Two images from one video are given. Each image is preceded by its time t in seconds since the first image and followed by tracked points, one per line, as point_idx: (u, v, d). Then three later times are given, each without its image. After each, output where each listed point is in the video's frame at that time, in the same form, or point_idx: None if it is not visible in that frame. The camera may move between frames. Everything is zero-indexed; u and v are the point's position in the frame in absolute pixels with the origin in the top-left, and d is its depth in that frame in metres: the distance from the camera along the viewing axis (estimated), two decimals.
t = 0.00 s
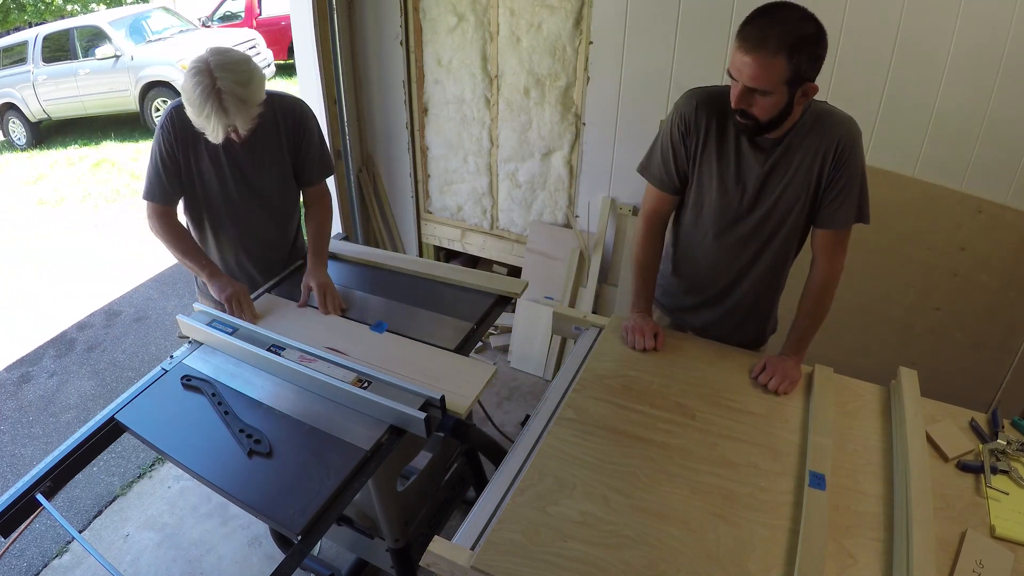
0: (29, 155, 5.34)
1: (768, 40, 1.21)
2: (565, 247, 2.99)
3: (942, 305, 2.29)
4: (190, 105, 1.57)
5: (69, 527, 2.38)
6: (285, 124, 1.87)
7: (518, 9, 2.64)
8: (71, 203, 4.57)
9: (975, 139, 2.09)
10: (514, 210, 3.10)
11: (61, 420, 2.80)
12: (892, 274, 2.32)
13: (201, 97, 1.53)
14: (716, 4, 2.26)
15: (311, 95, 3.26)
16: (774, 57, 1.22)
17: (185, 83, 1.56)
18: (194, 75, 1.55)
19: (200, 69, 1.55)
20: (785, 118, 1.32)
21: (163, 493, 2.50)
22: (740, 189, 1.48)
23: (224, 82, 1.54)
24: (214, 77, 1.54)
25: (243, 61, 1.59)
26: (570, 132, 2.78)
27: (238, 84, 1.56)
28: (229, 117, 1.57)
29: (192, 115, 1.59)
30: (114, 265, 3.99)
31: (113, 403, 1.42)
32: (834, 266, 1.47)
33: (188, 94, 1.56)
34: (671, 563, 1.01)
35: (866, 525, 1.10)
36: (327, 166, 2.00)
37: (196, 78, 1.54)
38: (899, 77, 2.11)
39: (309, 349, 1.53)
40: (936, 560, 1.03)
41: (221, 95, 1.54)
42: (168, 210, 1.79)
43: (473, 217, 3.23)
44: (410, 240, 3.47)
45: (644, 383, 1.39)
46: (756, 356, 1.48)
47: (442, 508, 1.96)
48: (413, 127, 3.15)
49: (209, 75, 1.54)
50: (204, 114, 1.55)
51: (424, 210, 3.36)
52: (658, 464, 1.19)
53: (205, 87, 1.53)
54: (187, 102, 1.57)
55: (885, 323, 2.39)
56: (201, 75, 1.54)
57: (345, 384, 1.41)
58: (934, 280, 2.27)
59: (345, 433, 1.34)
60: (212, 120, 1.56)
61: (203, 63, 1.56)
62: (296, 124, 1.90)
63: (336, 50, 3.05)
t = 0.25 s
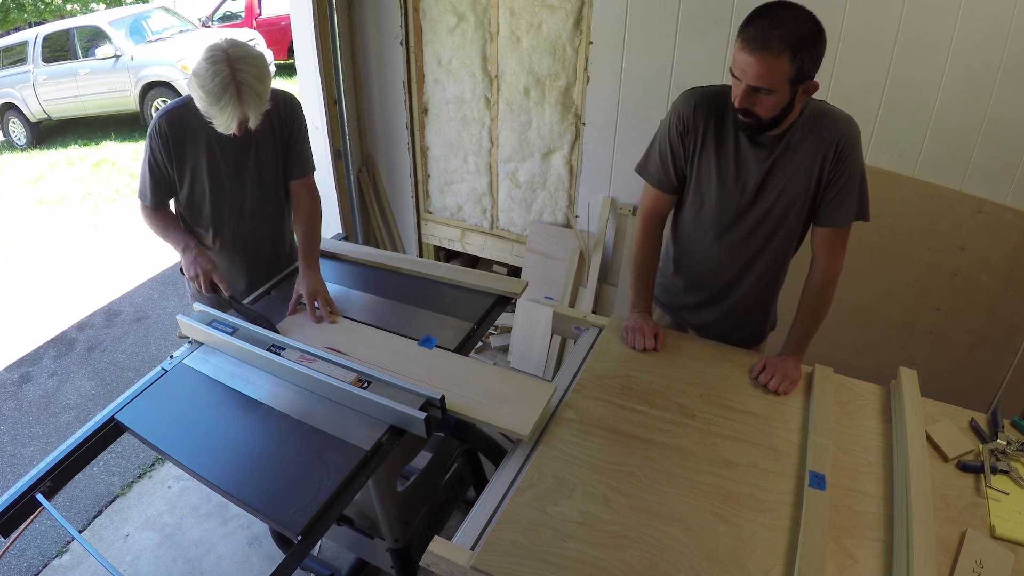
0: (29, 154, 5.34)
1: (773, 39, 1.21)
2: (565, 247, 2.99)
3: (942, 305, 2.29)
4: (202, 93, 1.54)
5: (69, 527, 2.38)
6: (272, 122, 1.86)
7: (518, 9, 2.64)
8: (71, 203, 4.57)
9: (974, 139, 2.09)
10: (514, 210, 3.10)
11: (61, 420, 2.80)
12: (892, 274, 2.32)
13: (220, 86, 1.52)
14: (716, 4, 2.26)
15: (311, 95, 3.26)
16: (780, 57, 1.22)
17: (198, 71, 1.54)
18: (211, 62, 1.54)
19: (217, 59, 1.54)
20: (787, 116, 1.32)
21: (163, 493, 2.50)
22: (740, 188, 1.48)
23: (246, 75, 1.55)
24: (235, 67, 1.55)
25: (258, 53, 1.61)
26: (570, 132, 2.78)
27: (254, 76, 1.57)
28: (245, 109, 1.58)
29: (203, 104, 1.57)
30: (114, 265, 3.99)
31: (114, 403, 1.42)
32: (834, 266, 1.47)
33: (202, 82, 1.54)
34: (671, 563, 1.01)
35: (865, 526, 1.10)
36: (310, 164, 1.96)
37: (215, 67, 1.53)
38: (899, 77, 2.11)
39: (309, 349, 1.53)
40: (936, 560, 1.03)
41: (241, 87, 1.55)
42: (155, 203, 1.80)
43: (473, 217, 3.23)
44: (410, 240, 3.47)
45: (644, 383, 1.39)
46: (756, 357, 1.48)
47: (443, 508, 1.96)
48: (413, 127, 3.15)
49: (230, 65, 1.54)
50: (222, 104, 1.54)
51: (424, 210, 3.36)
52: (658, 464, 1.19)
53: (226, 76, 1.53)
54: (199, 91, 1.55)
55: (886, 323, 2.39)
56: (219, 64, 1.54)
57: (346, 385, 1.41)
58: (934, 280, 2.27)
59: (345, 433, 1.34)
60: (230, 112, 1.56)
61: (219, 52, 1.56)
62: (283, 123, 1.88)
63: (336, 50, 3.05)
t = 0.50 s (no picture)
0: (29, 154, 5.34)
1: (773, 38, 1.21)
2: (565, 247, 2.99)
3: (942, 305, 2.29)
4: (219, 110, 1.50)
5: (69, 527, 2.38)
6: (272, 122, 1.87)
7: (518, 9, 2.64)
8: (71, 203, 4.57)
9: (974, 140, 2.09)
10: (514, 210, 3.10)
11: (61, 420, 2.80)
12: (892, 274, 2.32)
13: (239, 103, 1.48)
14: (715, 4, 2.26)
15: (311, 95, 3.26)
16: (779, 56, 1.22)
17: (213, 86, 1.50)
18: (228, 80, 1.50)
19: (232, 75, 1.50)
20: (786, 115, 1.32)
21: (163, 493, 2.50)
22: (739, 187, 1.48)
23: (266, 91, 1.52)
24: (253, 84, 1.52)
25: (274, 68, 1.57)
26: (570, 132, 2.78)
27: (272, 91, 1.54)
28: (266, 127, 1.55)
29: (219, 122, 1.52)
30: (114, 265, 3.99)
31: (114, 403, 1.42)
32: (834, 266, 1.47)
33: (218, 98, 1.49)
34: (671, 563, 1.01)
35: (865, 526, 1.10)
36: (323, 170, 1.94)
37: (233, 83, 1.50)
38: (899, 77, 2.11)
39: (309, 349, 1.53)
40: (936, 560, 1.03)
41: (262, 104, 1.52)
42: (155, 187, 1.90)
43: (473, 217, 3.23)
44: (410, 239, 3.47)
45: (644, 383, 1.39)
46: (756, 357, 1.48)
47: (443, 508, 1.96)
48: (413, 127, 3.15)
49: (250, 81, 1.51)
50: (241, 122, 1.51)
51: (424, 210, 3.36)
52: (658, 464, 1.19)
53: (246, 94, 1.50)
54: (215, 107, 1.50)
55: (886, 323, 2.39)
56: (236, 80, 1.50)
57: (346, 385, 1.41)
58: (934, 280, 2.27)
59: (345, 433, 1.34)
60: (251, 132, 1.52)
61: (233, 68, 1.52)
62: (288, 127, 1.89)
63: (336, 50, 3.05)
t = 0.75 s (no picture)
0: (29, 154, 5.34)
1: None
2: (565, 247, 2.99)
3: (942, 305, 2.29)
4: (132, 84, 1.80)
5: (69, 527, 2.38)
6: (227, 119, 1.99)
7: (518, 9, 2.64)
8: (71, 203, 4.57)
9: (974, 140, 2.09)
10: (514, 210, 3.10)
11: (61, 420, 2.80)
12: (892, 274, 2.32)
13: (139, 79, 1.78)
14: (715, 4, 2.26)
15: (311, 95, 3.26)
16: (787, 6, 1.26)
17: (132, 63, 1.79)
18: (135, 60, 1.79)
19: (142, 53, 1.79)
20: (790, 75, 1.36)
21: (163, 493, 2.50)
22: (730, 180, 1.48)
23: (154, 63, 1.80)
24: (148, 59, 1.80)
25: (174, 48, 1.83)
26: (570, 132, 2.78)
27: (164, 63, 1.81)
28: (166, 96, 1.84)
29: (130, 94, 1.83)
30: (114, 265, 3.98)
31: (114, 403, 1.42)
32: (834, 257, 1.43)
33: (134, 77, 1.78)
34: (671, 563, 1.01)
35: (865, 526, 1.10)
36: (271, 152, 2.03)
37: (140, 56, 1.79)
38: (899, 77, 2.11)
39: (309, 349, 1.53)
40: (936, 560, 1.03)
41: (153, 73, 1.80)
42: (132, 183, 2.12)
43: (473, 217, 3.23)
44: (410, 239, 3.47)
45: (644, 382, 1.39)
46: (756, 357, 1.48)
47: (443, 508, 1.96)
48: (413, 127, 3.15)
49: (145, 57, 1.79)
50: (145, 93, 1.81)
51: (424, 210, 3.36)
52: (658, 464, 1.19)
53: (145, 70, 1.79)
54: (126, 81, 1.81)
55: (886, 323, 2.39)
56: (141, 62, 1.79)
57: (346, 384, 1.41)
58: (934, 280, 2.27)
59: (345, 433, 1.34)
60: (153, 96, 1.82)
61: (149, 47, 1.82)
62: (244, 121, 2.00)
63: (336, 50, 3.05)
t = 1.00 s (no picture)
0: (29, 155, 5.34)
1: (753, 22, 1.22)
2: (565, 247, 2.99)
3: (942, 305, 2.29)
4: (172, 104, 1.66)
5: (69, 527, 2.38)
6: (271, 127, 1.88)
7: (518, 9, 2.64)
8: (71, 203, 4.57)
9: (974, 140, 2.09)
10: (514, 210, 3.10)
11: (61, 420, 2.80)
12: (892, 274, 2.32)
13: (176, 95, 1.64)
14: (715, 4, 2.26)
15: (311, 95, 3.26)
16: (760, 42, 1.22)
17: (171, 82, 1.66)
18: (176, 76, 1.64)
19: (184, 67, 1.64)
20: (767, 104, 1.33)
21: (163, 493, 2.50)
22: (722, 182, 1.49)
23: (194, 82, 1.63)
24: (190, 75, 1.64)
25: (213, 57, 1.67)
26: (570, 133, 2.78)
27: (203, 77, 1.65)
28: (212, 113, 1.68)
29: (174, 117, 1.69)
30: (114, 264, 3.99)
31: (113, 403, 1.42)
32: (820, 260, 1.47)
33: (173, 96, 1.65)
34: (671, 563, 1.01)
35: (865, 526, 1.10)
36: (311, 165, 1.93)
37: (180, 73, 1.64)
38: (899, 77, 2.11)
39: (309, 349, 1.53)
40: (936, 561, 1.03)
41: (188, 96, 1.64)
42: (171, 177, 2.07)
43: (473, 217, 3.23)
44: (410, 239, 3.47)
45: (644, 383, 1.39)
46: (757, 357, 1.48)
47: (443, 508, 1.96)
48: (413, 127, 3.15)
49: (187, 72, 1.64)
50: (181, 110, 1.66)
51: (424, 210, 3.36)
52: (658, 464, 1.19)
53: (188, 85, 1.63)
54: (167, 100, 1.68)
55: (886, 323, 2.39)
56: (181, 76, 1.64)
57: (346, 385, 1.41)
58: (934, 279, 2.27)
59: (344, 433, 1.34)
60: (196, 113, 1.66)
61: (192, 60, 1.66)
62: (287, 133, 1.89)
63: (336, 50, 3.05)
